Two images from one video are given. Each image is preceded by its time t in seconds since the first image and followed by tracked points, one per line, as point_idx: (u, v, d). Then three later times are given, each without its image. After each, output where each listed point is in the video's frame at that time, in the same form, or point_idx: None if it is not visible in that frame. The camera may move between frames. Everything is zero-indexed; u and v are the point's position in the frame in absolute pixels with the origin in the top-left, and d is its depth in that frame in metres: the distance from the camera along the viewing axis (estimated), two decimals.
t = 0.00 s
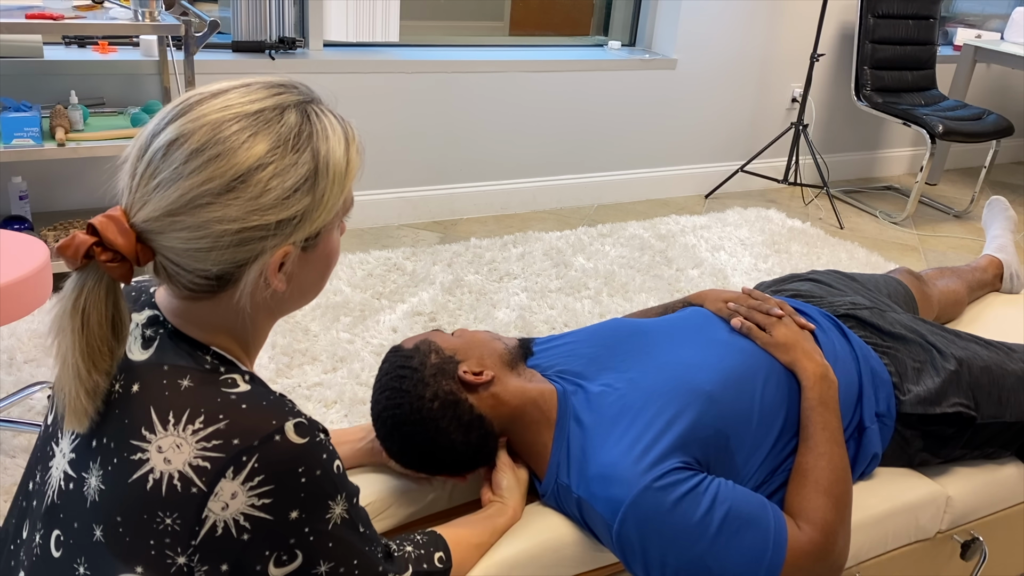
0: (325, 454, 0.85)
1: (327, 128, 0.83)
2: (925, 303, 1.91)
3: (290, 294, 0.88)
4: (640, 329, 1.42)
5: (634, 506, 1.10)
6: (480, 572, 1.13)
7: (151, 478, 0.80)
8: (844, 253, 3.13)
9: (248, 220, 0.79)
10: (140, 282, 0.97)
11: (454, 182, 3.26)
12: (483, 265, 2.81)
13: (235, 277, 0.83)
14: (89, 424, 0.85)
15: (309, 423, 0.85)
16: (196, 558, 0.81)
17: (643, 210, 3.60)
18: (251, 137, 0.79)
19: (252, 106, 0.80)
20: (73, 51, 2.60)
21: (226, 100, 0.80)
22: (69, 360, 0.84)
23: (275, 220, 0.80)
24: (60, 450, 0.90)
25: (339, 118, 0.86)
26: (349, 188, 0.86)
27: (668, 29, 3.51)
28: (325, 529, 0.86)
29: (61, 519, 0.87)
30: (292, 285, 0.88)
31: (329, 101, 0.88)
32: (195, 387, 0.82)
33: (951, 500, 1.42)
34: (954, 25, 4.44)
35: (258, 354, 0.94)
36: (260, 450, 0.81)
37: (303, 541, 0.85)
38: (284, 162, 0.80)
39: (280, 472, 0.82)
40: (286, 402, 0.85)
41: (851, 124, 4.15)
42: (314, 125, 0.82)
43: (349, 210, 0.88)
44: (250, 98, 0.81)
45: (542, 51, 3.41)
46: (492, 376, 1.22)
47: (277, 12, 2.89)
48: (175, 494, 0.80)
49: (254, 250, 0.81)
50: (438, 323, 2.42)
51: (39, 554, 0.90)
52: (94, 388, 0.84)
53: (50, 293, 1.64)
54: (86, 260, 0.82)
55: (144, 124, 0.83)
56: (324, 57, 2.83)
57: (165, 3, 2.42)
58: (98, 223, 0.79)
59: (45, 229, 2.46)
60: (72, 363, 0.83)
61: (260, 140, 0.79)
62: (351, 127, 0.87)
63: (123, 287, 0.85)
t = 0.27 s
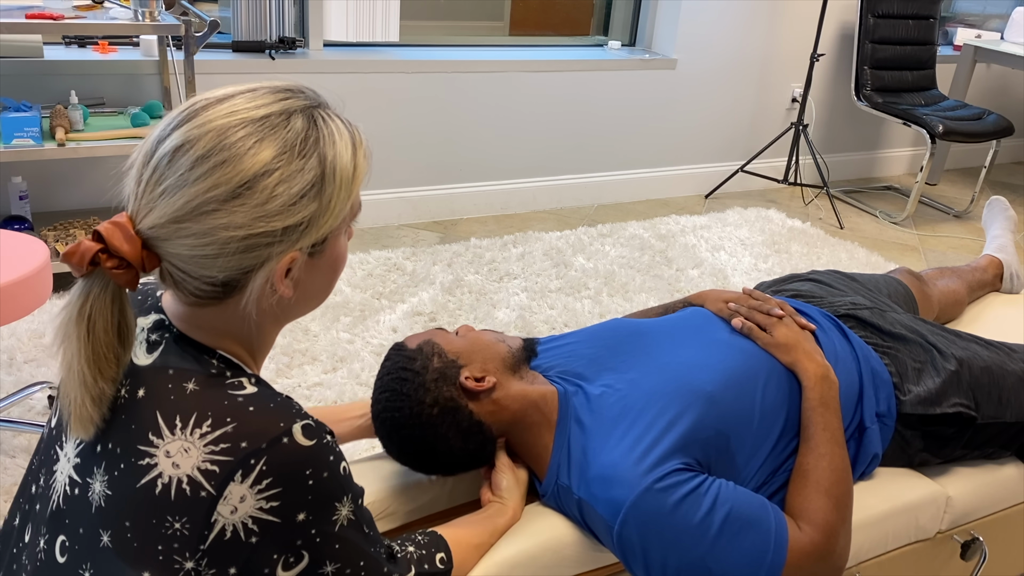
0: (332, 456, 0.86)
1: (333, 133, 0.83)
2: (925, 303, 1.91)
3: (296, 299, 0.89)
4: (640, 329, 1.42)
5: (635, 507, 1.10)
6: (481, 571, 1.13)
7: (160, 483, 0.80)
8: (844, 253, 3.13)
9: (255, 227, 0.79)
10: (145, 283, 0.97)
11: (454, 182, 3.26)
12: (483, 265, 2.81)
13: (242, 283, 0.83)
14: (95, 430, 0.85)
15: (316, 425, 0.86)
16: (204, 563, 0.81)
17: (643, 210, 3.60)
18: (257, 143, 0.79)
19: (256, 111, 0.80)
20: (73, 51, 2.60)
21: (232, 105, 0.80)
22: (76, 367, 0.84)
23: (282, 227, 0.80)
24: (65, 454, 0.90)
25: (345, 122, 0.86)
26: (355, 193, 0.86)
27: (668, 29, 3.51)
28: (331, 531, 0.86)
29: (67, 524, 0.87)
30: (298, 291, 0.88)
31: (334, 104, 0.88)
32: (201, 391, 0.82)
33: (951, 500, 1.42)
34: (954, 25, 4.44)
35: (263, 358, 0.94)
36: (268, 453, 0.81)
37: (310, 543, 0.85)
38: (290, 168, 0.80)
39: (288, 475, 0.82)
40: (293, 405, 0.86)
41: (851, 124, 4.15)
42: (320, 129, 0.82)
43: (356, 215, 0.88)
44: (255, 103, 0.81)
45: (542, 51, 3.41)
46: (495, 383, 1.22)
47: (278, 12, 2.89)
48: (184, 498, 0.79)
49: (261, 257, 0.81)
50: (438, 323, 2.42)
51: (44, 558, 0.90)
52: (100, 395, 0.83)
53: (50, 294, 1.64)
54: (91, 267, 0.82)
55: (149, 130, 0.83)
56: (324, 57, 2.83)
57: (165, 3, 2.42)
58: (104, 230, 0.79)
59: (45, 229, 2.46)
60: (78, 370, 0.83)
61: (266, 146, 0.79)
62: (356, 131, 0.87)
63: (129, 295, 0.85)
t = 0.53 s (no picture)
0: (341, 454, 0.86)
1: (347, 141, 0.83)
2: (925, 303, 1.91)
3: (309, 306, 0.89)
4: (640, 329, 1.42)
5: (633, 506, 1.10)
6: (482, 571, 1.13)
7: (171, 483, 0.80)
8: (844, 253, 3.13)
9: (269, 235, 0.79)
10: (159, 284, 0.97)
11: (454, 182, 3.26)
12: (483, 265, 2.81)
13: (256, 291, 0.83)
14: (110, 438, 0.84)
15: (325, 424, 0.86)
16: (214, 562, 0.81)
17: (643, 210, 3.60)
18: (272, 152, 0.79)
19: (270, 119, 0.80)
20: (73, 51, 2.60)
21: (246, 114, 0.80)
22: (91, 375, 0.83)
23: (297, 235, 0.80)
24: (74, 454, 0.90)
25: (359, 129, 0.86)
26: (370, 200, 0.86)
27: (668, 29, 3.51)
28: (340, 530, 0.86)
29: (75, 524, 0.87)
30: (312, 297, 0.88)
31: (348, 111, 0.88)
32: (210, 392, 0.83)
33: (951, 500, 1.42)
34: (954, 25, 4.44)
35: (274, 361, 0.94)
36: (278, 452, 0.81)
37: (319, 541, 0.85)
38: (305, 176, 0.79)
39: (298, 473, 0.82)
40: (301, 403, 0.86)
41: (852, 124, 4.15)
42: (334, 137, 0.82)
43: (369, 221, 0.88)
44: (270, 112, 0.81)
45: (542, 51, 3.41)
46: (486, 385, 1.21)
47: (277, 12, 2.89)
48: (195, 498, 0.79)
49: (275, 265, 0.81)
50: (438, 323, 2.42)
51: (50, 557, 0.90)
52: (115, 402, 0.83)
53: (50, 294, 1.64)
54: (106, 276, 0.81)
55: (164, 137, 0.83)
56: (324, 57, 2.83)
57: (165, 3, 2.42)
58: (119, 239, 0.79)
59: (45, 229, 2.46)
60: (93, 378, 0.82)
61: (280, 154, 0.79)
62: (370, 137, 0.87)
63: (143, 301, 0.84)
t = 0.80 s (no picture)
0: (337, 457, 0.86)
1: (356, 148, 0.83)
2: (925, 303, 1.91)
3: (313, 311, 0.89)
4: (640, 329, 1.42)
5: (633, 506, 1.10)
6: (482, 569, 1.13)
7: (167, 487, 0.80)
8: (844, 253, 3.13)
9: (277, 240, 0.79)
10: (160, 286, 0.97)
11: (455, 182, 3.26)
12: (483, 265, 2.81)
13: (261, 294, 0.83)
14: (109, 436, 0.84)
15: (321, 427, 0.86)
16: (211, 565, 0.82)
17: (643, 210, 3.60)
18: (281, 157, 0.79)
19: (280, 124, 0.80)
20: (73, 51, 2.60)
21: (255, 119, 0.80)
22: (91, 373, 0.83)
23: (304, 240, 0.81)
24: (74, 455, 0.90)
25: (368, 135, 0.86)
26: (376, 207, 0.86)
27: (668, 29, 3.50)
28: (339, 531, 0.86)
29: (74, 526, 0.87)
30: (315, 302, 0.88)
31: (357, 118, 0.88)
32: (207, 396, 0.83)
33: (951, 500, 1.42)
34: (954, 25, 4.44)
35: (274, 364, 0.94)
36: (273, 456, 0.81)
37: (317, 542, 0.85)
38: (313, 183, 0.80)
39: (294, 477, 0.82)
40: (297, 407, 0.86)
41: (851, 124, 4.15)
42: (343, 144, 0.82)
43: (375, 227, 0.88)
44: (279, 117, 0.81)
45: (542, 51, 3.41)
46: (486, 407, 1.20)
47: (278, 12, 2.89)
48: (191, 502, 0.80)
49: (281, 270, 0.81)
50: (438, 323, 2.42)
51: (51, 558, 0.90)
52: (115, 402, 0.83)
53: (50, 293, 1.64)
54: (111, 275, 0.81)
55: (171, 139, 0.83)
56: (324, 57, 2.83)
57: (165, 3, 2.43)
58: (125, 239, 0.79)
59: (45, 229, 2.46)
60: (93, 376, 0.82)
61: (290, 160, 0.79)
62: (378, 144, 0.87)
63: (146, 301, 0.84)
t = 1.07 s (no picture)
0: (335, 464, 0.86)
1: (355, 151, 0.83)
2: (925, 303, 1.91)
3: (311, 315, 0.89)
4: (640, 329, 1.42)
5: (634, 506, 1.10)
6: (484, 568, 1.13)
7: (165, 496, 0.80)
8: (845, 253, 3.13)
9: (276, 243, 0.79)
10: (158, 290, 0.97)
11: (455, 182, 3.26)
12: (483, 265, 2.81)
13: (260, 298, 0.83)
14: (105, 440, 0.84)
15: (319, 434, 0.86)
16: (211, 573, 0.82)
17: (643, 210, 3.60)
18: (280, 161, 0.79)
19: (279, 127, 0.80)
20: (73, 51, 2.60)
21: (254, 121, 0.80)
22: (87, 377, 0.82)
23: (303, 243, 0.81)
24: (72, 462, 0.90)
25: (366, 138, 0.86)
26: (375, 210, 0.86)
27: (668, 29, 3.50)
28: (338, 537, 0.86)
29: (73, 533, 0.87)
30: (314, 305, 0.88)
31: (356, 121, 0.88)
32: (204, 403, 0.83)
33: (951, 500, 1.42)
34: (954, 25, 4.44)
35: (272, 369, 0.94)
36: (271, 464, 0.81)
37: (317, 549, 0.85)
38: (312, 186, 0.80)
39: (292, 485, 0.82)
40: (295, 414, 0.86)
41: (852, 124, 4.15)
42: (343, 147, 0.83)
43: (374, 231, 0.88)
44: (278, 119, 0.81)
45: (542, 51, 3.41)
46: (494, 417, 1.19)
47: (278, 12, 2.89)
48: (189, 511, 0.80)
49: (280, 273, 0.81)
50: (438, 323, 2.42)
51: (52, 564, 0.90)
52: (112, 407, 0.83)
53: (50, 294, 1.64)
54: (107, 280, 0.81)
55: (169, 143, 0.83)
56: (324, 57, 2.83)
57: (165, 3, 2.43)
58: (122, 242, 0.78)
59: (45, 229, 2.46)
60: (90, 380, 0.82)
61: (288, 163, 0.79)
62: (377, 147, 0.88)
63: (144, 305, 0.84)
